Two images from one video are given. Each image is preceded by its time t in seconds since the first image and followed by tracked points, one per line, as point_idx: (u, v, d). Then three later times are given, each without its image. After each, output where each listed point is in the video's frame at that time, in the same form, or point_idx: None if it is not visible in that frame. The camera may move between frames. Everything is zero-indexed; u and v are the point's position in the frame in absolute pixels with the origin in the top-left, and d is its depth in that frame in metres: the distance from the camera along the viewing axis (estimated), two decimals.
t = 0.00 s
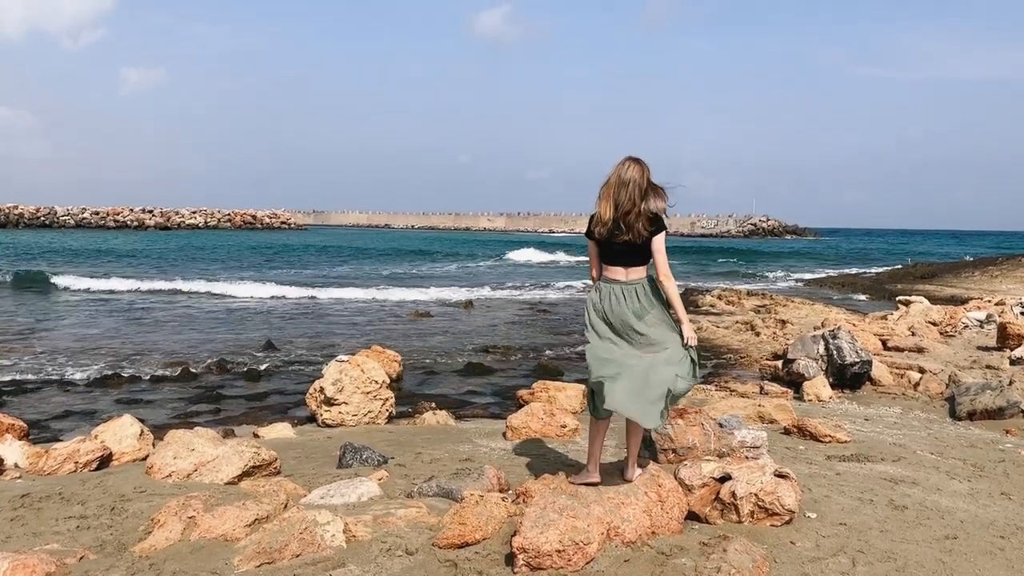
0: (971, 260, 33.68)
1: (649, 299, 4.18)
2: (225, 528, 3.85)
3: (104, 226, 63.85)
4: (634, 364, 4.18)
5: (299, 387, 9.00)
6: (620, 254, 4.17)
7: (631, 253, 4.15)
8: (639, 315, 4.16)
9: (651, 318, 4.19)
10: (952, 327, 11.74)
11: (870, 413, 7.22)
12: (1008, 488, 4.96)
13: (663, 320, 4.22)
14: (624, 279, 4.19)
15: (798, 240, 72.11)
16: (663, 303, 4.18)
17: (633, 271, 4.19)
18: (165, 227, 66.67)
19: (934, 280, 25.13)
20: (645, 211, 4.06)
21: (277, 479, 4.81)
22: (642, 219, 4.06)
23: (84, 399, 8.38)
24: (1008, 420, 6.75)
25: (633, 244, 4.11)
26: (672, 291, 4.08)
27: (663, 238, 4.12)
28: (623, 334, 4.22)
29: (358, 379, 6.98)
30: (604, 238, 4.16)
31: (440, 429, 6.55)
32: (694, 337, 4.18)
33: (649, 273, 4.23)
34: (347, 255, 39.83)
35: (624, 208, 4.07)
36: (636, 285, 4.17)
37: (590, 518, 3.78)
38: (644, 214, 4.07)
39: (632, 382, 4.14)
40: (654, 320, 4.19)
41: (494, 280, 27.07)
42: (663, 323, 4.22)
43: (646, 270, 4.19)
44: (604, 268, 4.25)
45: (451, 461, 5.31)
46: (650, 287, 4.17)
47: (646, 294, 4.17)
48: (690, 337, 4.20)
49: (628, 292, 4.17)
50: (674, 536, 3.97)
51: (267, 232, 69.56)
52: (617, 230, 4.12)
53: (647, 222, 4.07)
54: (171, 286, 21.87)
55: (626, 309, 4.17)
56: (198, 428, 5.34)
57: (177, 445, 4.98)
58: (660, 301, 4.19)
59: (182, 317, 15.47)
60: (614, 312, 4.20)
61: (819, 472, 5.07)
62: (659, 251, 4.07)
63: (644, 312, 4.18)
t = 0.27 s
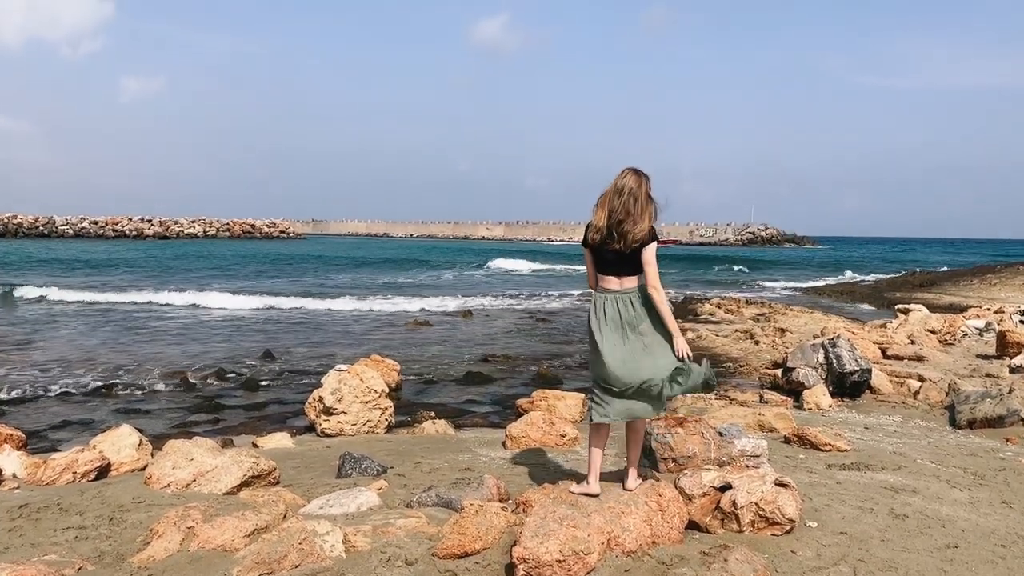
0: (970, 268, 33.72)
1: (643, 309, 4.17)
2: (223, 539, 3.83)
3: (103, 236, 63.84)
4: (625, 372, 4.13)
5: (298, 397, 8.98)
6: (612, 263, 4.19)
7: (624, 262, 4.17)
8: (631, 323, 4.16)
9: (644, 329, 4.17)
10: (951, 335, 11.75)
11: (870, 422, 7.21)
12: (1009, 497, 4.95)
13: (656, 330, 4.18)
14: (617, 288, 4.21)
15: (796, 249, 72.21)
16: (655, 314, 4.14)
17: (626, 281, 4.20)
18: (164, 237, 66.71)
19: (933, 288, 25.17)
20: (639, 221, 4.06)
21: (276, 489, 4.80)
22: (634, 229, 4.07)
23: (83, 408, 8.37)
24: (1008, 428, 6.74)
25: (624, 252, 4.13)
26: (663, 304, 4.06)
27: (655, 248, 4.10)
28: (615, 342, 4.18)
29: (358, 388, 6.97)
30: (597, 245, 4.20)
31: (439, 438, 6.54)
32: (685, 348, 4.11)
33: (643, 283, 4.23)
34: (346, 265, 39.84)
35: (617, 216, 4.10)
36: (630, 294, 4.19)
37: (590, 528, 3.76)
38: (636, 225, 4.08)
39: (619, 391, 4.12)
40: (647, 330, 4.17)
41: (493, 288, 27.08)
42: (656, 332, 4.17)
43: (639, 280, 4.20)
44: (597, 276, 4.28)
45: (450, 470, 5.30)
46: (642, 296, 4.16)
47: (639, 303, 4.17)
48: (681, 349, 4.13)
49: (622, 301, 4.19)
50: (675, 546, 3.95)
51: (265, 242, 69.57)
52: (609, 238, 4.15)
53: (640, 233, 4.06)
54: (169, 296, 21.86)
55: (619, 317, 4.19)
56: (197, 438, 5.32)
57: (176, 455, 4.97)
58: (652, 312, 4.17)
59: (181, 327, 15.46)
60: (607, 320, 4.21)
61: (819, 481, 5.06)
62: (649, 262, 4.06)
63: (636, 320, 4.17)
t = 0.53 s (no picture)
0: (967, 276, 33.79)
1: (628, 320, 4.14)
2: (221, 549, 3.81)
3: (101, 245, 63.84)
4: (606, 387, 4.16)
5: (296, 406, 8.96)
6: (599, 271, 4.18)
7: (611, 271, 4.15)
8: (614, 335, 4.16)
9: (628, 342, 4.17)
10: (950, 343, 11.75)
11: (870, 430, 7.20)
12: (1009, 504, 4.94)
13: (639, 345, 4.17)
14: (603, 297, 4.20)
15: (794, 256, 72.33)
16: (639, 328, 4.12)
17: (613, 289, 4.18)
18: (162, 246, 66.72)
19: (931, 296, 25.19)
20: (626, 229, 4.04)
21: (274, 499, 4.78)
22: (620, 237, 4.05)
23: (81, 418, 8.34)
24: (1008, 436, 6.73)
25: (609, 259, 4.11)
26: (645, 315, 4.02)
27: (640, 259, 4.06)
28: (598, 356, 4.22)
29: (356, 397, 6.95)
30: (584, 251, 4.20)
31: (438, 447, 6.52)
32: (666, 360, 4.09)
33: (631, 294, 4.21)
34: (345, 274, 39.83)
35: (605, 223, 4.09)
36: (615, 303, 4.16)
37: (590, 537, 3.75)
38: (624, 233, 4.05)
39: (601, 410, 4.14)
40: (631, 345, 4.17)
41: (492, 297, 27.09)
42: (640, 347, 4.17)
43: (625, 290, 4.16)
44: (585, 284, 4.27)
45: (449, 479, 5.28)
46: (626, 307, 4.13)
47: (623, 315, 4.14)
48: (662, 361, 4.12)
49: (609, 311, 4.17)
50: (675, 555, 3.94)
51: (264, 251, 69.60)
52: (596, 244, 4.14)
53: (626, 241, 4.04)
54: (168, 305, 21.85)
55: (603, 328, 4.18)
56: (195, 448, 5.31)
57: (174, 465, 4.96)
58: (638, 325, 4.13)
59: (179, 336, 15.44)
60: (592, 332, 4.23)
61: (819, 489, 5.05)
62: (635, 271, 4.03)
63: (620, 333, 4.16)
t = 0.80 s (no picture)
0: (966, 282, 33.85)
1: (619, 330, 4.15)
2: (219, 557, 3.80)
3: (100, 254, 63.87)
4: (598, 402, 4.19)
5: (295, 414, 8.94)
6: (588, 279, 4.17)
7: (600, 279, 4.14)
8: (604, 346, 4.16)
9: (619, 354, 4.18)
10: (949, 349, 11.75)
11: (869, 436, 7.19)
12: (1009, 511, 4.93)
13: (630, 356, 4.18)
14: (592, 306, 4.19)
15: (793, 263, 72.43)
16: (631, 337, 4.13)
17: (602, 298, 4.18)
18: (161, 255, 66.82)
19: (930, 302, 25.23)
20: (617, 239, 4.04)
21: (272, 508, 4.76)
22: (610, 247, 4.04)
23: (79, 427, 8.32)
24: (1007, 442, 6.72)
25: (600, 268, 4.10)
26: (639, 325, 4.03)
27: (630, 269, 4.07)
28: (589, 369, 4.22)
29: (355, 405, 6.94)
30: (573, 259, 4.18)
31: (437, 455, 6.51)
32: (660, 369, 4.10)
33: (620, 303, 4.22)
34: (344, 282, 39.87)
35: (595, 231, 4.08)
36: (605, 313, 4.17)
37: (589, 545, 3.74)
38: (614, 242, 4.05)
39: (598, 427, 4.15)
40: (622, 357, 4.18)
41: (491, 304, 27.09)
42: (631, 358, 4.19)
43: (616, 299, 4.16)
44: (573, 292, 4.25)
45: (448, 487, 5.27)
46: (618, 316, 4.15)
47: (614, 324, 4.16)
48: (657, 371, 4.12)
49: (599, 320, 4.17)
50: (675, 563, 3.93)
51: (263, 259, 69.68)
52: (586, 253, 4.13)
53: (617, 251, 4.04)
54: (167, 313, 21.83)
55: (593, 339, 4.18)
56: (193, 456, 5.30)
57: (172, 473, 4.94)
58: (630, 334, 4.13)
59: (178, 344, 15.43)
60: (580, 343, 4.22)
61: (819, 496, 5.04)
62: (626, 281, 4.03)
63: (610, 343, 4.17)
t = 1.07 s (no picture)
0: (965, 287, 33.87)
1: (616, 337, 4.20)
2: (218, 566, 3.78)
3: (99, 262, 63.84)
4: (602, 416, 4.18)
5: (294, 421, 8.92)
6: (584, 287, 4.17)
7: (597, 287, 4.16)
8: (603, 352, 4.16)
9: (618, 359, 4.18)
10: (948, 354, 11.74)
11: (869, 442, 7.18)
12: (1010, 516, 4.91)
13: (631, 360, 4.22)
14: (588, 314, 4.19)
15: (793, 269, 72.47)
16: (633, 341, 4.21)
17: (596, 306, 4.20)
18: (160, 263, 66.80)
19: (929, 307, 25.25)
20: (614, 249, 4.06)
21: (271, 516, 4.74)
22: (609, 257, 4.06)
23: (77, 435, 8.29)
24: (1008, 447, 6.71)
25: (598, 277, 4.12)
26: (641, 328, 4.15)
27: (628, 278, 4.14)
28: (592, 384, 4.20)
29: (354, 412, 6.92)
30: (567, 266, 4.16)
31: (436, 462, 6.49)
32: (667, 371, 4.22)
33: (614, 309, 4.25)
34: (343, 289, 39.87)
35: (591, 241, 4.07)
36: (600, 320, 4.19)
37: (589, 551, 3.73)
38: (611, 251, 4.07)
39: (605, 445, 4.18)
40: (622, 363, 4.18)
41: (490, 311, 27.07)
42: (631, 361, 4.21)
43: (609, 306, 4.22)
44: (565, 298, 4.24)
45: (447, 494, 5.25)
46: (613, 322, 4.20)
47: (611, 330, 4.20)
48: (662, 373, 4.23)
49: (596, 327, 4.18)
50: (675, 570, 3.92)
51: (261, 267, 69.57)
52: (582, 261, 4.12)
53: (614, 260, 4.07)
54: (166, 321, 21.80)
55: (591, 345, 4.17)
56: (192, 464, 5.28)
57: (170, 481, 4.93)
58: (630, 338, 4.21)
59: (177, 352, 15.41)
60: (578, 351, 4.19)
61: (820, 502, 5.02)
62: (625, 290, 4.10)
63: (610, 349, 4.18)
